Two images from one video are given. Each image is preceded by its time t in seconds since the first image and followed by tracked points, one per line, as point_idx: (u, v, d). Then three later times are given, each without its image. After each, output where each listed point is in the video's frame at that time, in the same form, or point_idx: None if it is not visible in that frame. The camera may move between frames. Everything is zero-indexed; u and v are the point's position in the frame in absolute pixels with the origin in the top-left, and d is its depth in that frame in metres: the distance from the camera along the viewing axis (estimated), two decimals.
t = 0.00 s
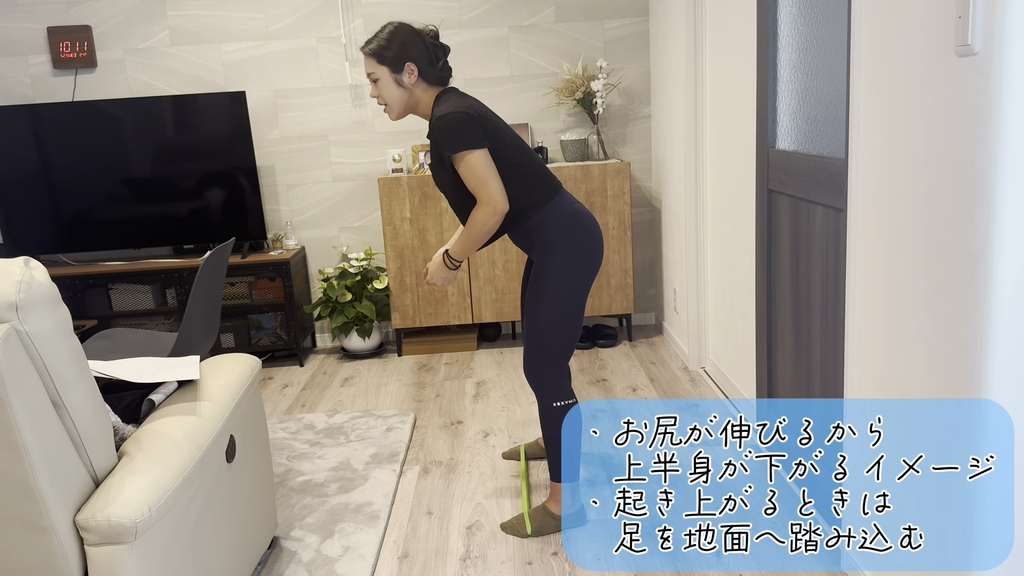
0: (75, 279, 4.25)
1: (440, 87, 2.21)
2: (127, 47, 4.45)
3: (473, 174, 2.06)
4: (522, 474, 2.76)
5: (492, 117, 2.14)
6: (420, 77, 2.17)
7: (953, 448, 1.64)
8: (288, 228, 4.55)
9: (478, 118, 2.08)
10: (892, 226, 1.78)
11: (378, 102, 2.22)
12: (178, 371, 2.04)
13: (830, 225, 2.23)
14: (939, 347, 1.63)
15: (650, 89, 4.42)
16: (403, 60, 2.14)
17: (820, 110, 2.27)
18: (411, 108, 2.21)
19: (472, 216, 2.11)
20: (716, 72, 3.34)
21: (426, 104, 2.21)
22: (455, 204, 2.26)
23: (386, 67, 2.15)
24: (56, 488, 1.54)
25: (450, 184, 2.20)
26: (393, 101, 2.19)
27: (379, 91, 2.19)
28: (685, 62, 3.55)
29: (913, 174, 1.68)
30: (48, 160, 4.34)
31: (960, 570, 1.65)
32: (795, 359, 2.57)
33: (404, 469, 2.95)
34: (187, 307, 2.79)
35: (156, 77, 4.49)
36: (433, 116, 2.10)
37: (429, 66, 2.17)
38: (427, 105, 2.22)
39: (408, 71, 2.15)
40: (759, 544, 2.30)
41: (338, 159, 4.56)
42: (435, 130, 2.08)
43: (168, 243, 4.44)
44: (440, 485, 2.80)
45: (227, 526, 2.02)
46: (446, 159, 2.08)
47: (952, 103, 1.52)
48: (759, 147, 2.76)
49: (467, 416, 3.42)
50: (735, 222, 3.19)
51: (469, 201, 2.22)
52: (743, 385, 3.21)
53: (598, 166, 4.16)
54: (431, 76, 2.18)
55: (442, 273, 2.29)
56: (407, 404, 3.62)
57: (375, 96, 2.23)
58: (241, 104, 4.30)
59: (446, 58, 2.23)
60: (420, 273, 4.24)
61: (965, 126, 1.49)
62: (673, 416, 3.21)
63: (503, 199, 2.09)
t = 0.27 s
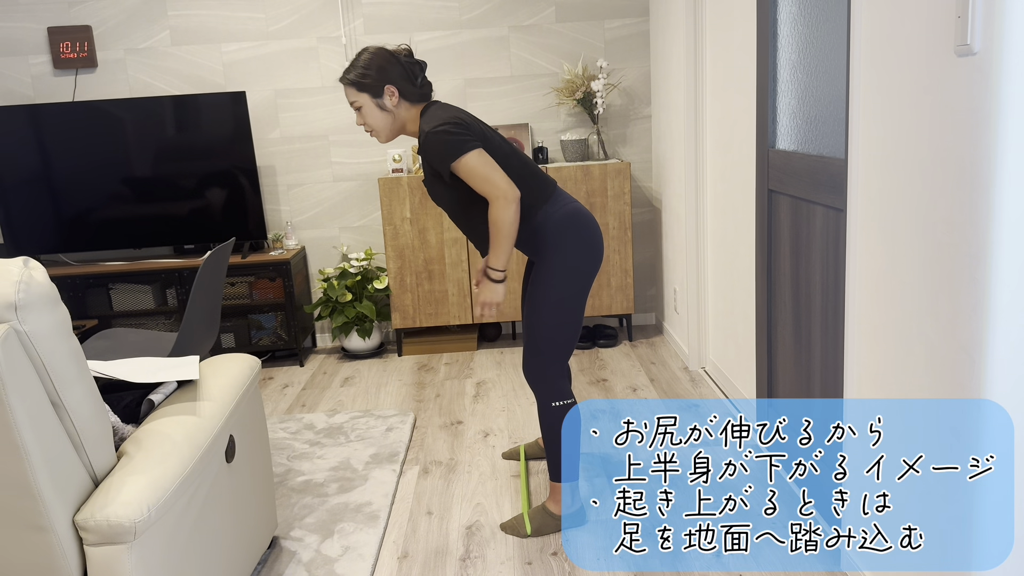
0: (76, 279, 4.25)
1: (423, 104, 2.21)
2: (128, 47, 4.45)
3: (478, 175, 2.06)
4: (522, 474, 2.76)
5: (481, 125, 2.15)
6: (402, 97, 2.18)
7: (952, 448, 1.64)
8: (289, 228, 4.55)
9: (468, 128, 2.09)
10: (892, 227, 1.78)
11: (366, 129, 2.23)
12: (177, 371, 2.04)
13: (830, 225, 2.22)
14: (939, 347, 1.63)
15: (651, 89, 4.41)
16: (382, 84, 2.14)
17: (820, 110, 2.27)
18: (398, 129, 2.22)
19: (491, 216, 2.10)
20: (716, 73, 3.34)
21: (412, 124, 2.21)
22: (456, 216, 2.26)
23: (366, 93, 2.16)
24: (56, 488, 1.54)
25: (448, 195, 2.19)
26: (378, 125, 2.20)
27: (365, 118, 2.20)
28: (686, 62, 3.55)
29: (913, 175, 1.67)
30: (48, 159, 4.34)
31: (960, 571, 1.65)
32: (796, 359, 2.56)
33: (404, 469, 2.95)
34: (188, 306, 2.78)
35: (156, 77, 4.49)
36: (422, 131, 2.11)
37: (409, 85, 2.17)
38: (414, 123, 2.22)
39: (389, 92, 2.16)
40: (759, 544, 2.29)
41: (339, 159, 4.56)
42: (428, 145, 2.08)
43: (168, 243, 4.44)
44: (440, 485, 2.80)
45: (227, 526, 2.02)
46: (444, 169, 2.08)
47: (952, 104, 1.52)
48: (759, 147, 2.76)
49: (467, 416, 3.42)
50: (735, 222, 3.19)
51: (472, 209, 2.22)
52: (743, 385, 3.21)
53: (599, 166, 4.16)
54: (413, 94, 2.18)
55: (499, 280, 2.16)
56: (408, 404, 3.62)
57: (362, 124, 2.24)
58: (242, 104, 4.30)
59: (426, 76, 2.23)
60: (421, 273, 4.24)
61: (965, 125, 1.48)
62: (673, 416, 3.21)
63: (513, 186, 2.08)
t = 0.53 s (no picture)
0: (77, 279, 4.25)
1: (421, 99, 2.20)
2: (129, 47, 4.46)
3: (495, 142, 2.03)
4: (524, 475, 2.76)
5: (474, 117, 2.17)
6: (399, 92, 2.17)
7: (952, 448, 1.64)
8: (290, 228, 4.55)
9: (468, 114, 2.10)
10: (893, 227, 1.78)
11: (363, 124, 2.23)
12: (179, 372, 2.04)
13: (831, 225, 2.23)
14: (940, 347, 1.63)
15: (652, 89, 4.42)
16: (379, 78, 2.14)
17: (821, 110, 2.27)
18: (395, 124, 2.21)
19: (529, 165, 2.07)
20: (717, 73, 3.34)
21: (410, 118, 2.20)
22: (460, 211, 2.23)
23: (363, 87, 2.15)
24: (58, 488, 1.54)
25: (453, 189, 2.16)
26: (375, 119, 2.19)
27: (362, 113, 2.20)
28: (687, 62, 3.55)
29: (914, 175, 1.68)
30: (50, 160, 4.34)
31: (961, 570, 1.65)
32: (797, 359, 2.56)
33: (405, 469, 2.95)
34: (189, 305, 2.78)
35: (158, 78, 4.49)
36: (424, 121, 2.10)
37: (406, 80, 2.16)
38: (411, 119, 2.21)
39: (386, 87, 2.15)
40: (760, 544, 2.30)
41: (340, 159, 4.57)
42: (434, 133, 2.07)
43: (170, 243, 4.45)
44: (442, 485, 2.80)
45: (228, 526, 2.02)
46: (454, 154, 2.07)
47: (953, 104, 1.52)
48: (761, 147, 2.76)
49: (468, 416, 3.42)
50: (736, 222, 3.19)
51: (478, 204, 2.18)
52: (745, 385, 3.21)
53: (600, 166, 4.16)
54: (410, 90, 2.17)
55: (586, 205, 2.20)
56: (409, 404, 3.62)
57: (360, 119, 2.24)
58: (243, 105, 4.30)
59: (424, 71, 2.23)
60: (422, 274, 4.24)
61: (967, 125, 1.48)
62: (673, 416, 3.21)
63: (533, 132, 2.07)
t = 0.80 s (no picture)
0: (78, 279, 4.26)
1: (420, 106, 2.20)
2: (130, 47, 4.46)
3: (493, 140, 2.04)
4: (524, 475, 2.76)
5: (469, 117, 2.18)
6: (398, 99, 2.17)
7: (953, 448, 1.64)
8: (291, 228, 4.56)
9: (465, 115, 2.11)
10: (894, 227, 1.78)
11: (363, 132, 2.23)
12: (180, 372, 2.05)
13: (832, 225, 2.23)
14: (941, 347, 1.63)
15: (652, 89, 4.42)
16: (377, 87, 2.14)
17: (822, 110, 2.27)
18: (394, 132, 2.21)
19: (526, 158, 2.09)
20: (718, 73, 3.34)
21: (409, 126, 2.20)
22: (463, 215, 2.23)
23: (362, 96, 2.15)
24: (59, 488, 1.54)
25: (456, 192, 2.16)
26: (375, 127, 2.19)
27: (361, 121, 2.20)
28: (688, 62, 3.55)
29: (915, 175, 1.68)
30: (51, 160, 4.34)
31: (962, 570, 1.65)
32: (798, 359, 2.56)
33: (406, 469, 2.95)
34: (191, 305, 2.78)
35: (159, 78, 4.49)
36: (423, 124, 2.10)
37: (405, 88, 2.16)
38: (410, 126, 2.21)
39: (385, 95, 2.15)
40: (760, 544, 2.30)
41: (341, 159, 4.57)
42: (434, 136, 2.07)
43: (171, 243, 4.45)
44: (442, 485, 2.80)
45: (229, 526, 2.02)
46: (456, 156, 2.07)
47: (953, 104, 1.52)
48: (762, 147, 2.76)
49: (469, 416, 3.42)
50: (737, 222, 3.19)
51: (481, 205, 2.18)
52: (746, 385, 3.21)
53: (601, 167, 4.17)
54: (409, 97, 2.17)
55: (583, 195, 2.21)
56: (410, 404, 3.62)
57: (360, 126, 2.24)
58: (244, 105, 4.30)
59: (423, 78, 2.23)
60: (422, 274, 4.24)
61: (967, 125, 1.48)
62: (673, 416, 3.21)
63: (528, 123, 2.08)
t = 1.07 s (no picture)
0: (79, 280, 4.26)
1: (411, 134, 2.19)
2: (131, 48, 4.46)
3: (486, 153, 2.04)
4: (525, 475, 2.76)
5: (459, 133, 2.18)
6: (390, 131, 2.16)
7: (953, 448, 1.65)
8: (292, 229, 4.56)
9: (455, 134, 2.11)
10: (895, 226, 1.78)
11: (359, 169, 2.21)
12: (182, 372, 2.05)
13: (833, 225, 2.22)
14: (941, 346, 1.63)
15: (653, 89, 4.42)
16: (369, 122, 2.12)
17: (823, 110, 2.27)
18: (391, 164, 2.20)
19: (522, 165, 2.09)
20: (719, 73, 3.33)
21: (404, 155, 2.20)
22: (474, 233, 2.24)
23: (355, 134, 2.13)
24: (61, 488, 1.54)
25: (460, 210, 2.17)
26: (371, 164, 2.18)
27: (356, 160, 2.18)
28: (688, 62, 3.55)
29: (916, 175, 1.68)
30: (52, 161, 4.35)
31: (962, 570, 1.65)
32: (800, 359, 2.56)
33: (407, 469, 2.95)
34: (192, 306, 2.78)
35: (160, 78, 4.50)
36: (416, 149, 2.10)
37: (394, 119, 2.15)
38: (405, 156, 2.20)
39: (377, 130, 2.13)
40: (760, 544, 2.30)
41: (341, 160, 4.57)
42: (429, 161, 2.06)
43: (172, 243, 4.45)
44: (443, 485, 2.80)
45: (231, 526, 2.02)
46: (454, 179, 2.07)
47: (954, 104, 1.52)
48: (763, 147, 2.76)
49: (470, 416, 3.42)
50: (738, 222, 3.19)
51: (487, 219, 2.19)
52: (746, 384, 3.22)
53: (602, 167, 4.17)
54: (400, 127, 2.16)
55: (585, 193, 2.21)
56: (411, 404, 3.62)
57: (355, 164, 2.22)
58: (245, 105, 4.30)
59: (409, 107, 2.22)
60: (423, 274, 4.24)
61: (969, 126, 1.48)
62: (673, 416, 3.21)
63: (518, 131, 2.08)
